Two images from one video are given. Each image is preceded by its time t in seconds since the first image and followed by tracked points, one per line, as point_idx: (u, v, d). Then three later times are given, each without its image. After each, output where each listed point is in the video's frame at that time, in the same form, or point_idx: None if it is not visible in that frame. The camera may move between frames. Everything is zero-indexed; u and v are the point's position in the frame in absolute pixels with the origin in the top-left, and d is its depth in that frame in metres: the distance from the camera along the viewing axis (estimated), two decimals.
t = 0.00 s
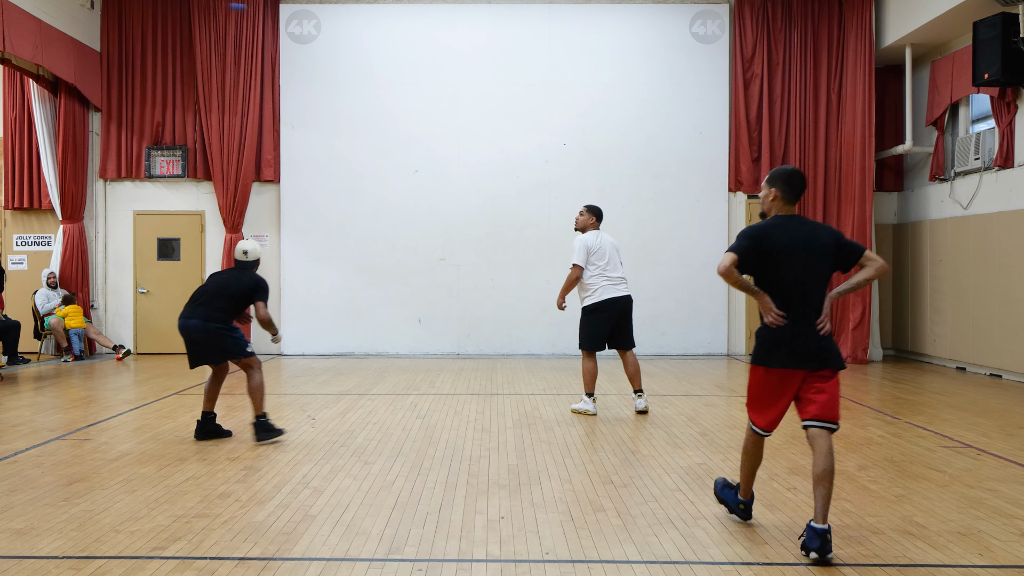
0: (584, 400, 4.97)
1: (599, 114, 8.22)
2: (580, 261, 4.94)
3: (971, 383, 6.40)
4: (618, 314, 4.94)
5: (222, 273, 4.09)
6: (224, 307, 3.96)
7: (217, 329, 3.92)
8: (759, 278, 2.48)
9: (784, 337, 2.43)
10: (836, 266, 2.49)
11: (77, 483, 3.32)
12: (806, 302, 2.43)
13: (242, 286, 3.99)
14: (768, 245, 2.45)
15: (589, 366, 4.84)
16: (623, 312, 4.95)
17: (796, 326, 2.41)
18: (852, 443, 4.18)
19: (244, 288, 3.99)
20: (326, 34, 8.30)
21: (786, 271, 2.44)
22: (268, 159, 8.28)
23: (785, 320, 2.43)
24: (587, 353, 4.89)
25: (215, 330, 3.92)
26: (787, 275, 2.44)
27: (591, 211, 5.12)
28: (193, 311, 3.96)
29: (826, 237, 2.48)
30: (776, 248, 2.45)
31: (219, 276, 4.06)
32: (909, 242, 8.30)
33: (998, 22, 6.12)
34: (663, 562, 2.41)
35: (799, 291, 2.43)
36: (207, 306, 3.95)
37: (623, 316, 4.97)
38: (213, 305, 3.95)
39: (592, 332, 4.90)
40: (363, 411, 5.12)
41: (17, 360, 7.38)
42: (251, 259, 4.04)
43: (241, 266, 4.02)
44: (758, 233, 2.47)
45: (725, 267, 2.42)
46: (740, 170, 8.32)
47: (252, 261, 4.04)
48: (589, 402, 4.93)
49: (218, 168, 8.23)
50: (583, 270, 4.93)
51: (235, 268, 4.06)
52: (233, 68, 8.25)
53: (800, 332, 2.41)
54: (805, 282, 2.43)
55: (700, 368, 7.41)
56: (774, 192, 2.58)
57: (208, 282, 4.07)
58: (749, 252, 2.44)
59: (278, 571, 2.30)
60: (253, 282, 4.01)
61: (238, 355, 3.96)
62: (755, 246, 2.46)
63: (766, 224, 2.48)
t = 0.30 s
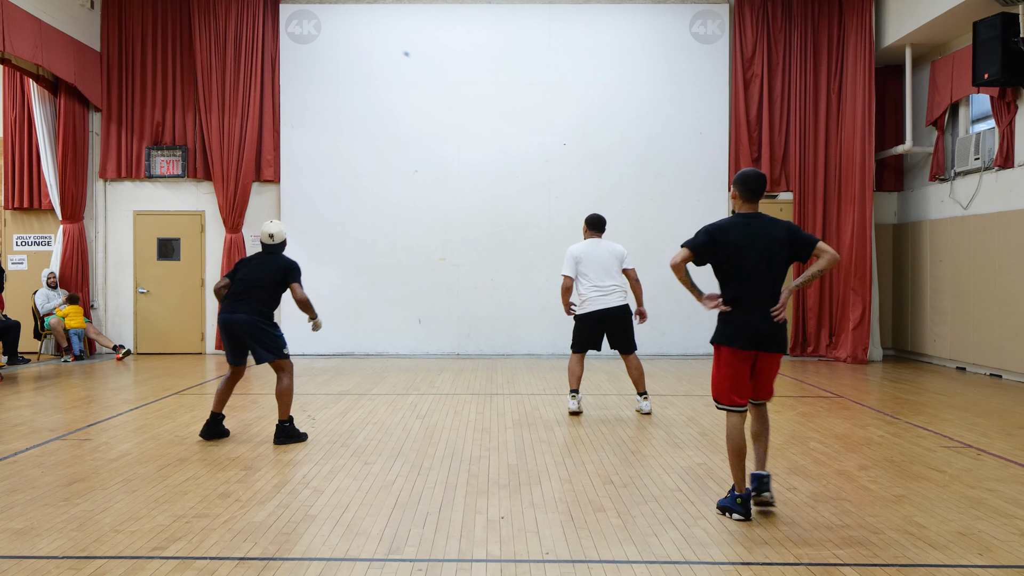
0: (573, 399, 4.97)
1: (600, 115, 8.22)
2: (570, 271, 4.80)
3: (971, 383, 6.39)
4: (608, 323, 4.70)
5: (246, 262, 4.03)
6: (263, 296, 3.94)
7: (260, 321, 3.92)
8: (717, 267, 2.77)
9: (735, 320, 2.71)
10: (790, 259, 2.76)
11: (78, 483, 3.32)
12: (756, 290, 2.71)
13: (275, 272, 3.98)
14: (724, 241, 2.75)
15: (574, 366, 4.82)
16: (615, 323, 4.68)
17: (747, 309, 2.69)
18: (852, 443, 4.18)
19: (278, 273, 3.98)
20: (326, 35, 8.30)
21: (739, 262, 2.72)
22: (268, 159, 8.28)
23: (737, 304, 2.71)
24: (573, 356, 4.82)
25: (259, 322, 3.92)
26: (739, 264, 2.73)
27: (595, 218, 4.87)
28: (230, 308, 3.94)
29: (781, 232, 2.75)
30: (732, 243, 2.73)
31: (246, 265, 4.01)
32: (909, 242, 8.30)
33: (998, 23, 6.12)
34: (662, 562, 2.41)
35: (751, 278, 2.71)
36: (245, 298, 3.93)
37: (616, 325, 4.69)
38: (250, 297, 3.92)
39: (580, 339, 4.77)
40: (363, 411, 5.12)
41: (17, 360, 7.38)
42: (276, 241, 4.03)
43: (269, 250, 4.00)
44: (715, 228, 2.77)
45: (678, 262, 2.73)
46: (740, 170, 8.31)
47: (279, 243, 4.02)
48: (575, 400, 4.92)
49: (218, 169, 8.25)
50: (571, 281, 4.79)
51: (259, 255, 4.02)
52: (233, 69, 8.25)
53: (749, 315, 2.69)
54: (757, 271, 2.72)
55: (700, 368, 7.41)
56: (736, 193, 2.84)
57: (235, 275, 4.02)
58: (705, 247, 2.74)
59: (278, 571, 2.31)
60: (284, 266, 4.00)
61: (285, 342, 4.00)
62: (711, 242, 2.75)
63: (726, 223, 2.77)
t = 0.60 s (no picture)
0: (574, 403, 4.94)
1: (600, 114, 8.22)
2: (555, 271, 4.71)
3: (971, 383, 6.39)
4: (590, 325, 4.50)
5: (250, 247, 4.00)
6: (276, 281, 3.95)
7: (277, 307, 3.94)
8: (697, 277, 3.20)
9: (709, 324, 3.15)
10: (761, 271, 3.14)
11: (77, 483, 3.32)
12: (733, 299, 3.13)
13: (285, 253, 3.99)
14: (706, 253, 3.18)
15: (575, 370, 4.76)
16: (599, 323, 4.48)
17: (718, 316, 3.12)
18: (852, 443, 4.18)
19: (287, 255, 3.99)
20: (326, 35, 8.31)
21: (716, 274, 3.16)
22: (269, 159, 8.27)
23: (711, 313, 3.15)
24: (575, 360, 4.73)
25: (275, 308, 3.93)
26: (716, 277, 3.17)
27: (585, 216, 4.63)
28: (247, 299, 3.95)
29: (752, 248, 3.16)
30: (712, 256, 3.17)
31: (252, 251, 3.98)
32: (909, 242, 8.30)
33: (998, 22, 6.12)
34: (663, 562, 2.41)
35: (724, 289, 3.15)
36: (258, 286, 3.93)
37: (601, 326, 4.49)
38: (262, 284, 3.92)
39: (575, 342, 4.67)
40: (363, 411, 5.12)
41: (17, 360, 7.38)
42: (281, 216, 4.05)
43: (274, 228, 3.99)
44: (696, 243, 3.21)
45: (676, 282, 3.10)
46: (740, 170, 8.31)
47: (284, 218, 4.05)
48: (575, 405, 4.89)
49: (218, 169, 8.25)
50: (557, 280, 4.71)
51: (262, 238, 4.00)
52: (233, 69, 8.25)
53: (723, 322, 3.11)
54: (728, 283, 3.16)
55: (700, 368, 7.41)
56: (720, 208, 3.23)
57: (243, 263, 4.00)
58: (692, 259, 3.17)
59: (278, 571, 2.30)
60: (294, 245, 4.01)
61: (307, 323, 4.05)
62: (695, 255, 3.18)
63: (709, 236, 3.20)
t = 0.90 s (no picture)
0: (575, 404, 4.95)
1: (600, 114, 8.23)
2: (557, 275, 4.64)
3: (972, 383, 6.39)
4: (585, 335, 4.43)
5: (245, 246, 3.99)
6: (278, 278, 3.94)
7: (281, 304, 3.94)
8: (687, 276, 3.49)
9: (698, 321, 3.43)
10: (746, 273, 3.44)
11: (77, 483, 3.32)
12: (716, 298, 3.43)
13: (281, 247, 3.96)
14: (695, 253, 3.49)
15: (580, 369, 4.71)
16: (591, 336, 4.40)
17: (705, 313, 3.41)
18: (852, 443, 4.18)
19: (285, 248, 3.96)
20: (326, 35, 8.31)
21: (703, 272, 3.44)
22: (269, 159, 8.26)
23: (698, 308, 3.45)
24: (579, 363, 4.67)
25: (282, 306, 3.95)
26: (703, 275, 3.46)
27: (591, 221, 4.46)
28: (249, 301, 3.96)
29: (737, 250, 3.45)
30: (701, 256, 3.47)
31: (248, 249, 3.97)
32: (909, 243, 8.29)
33: (998, 22, 6.12)
34: (663, 562, 2.41)
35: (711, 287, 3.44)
36: (261, 284, 3.93)
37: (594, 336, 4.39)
38: (265, 283, 3.93)
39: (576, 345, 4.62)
40: (363, 411, 5.12)
41: (17, 360, 7.38)
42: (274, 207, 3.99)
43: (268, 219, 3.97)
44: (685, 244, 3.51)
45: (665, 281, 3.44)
46: (740, 169, 8.31)
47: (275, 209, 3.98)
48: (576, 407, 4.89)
49: (218, 169, 8.24)
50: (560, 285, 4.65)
51: (255, 234, 3.97)
52: (233, 68, 8.24)
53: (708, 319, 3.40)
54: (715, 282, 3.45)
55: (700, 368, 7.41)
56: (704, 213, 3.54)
57: (242, 264, 4.01)
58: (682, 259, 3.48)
59: (278, 571, 2.31)
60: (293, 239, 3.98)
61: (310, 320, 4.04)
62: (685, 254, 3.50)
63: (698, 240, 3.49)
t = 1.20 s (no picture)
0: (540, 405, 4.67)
1: (600, 114, 8.22)
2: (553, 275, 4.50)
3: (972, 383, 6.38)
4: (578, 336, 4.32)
5: (254, 244, 3.95)
6: (292, 278, 3.94)
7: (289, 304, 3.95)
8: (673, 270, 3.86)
9: (683, 313, 3.77)
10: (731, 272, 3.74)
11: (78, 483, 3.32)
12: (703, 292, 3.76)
13: (294, 246, 3.94)
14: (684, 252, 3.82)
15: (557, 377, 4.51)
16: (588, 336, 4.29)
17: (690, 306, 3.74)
18: (852, 443, 4.18)
19: (296, 249, 3.94)
20: (326, 35, 8.32)
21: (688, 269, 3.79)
22: (268, 160, 8.25)
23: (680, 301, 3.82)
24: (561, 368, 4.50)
25: (290, 306, 3.95)
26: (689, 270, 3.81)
27: (592, 218, 4.31)
28: (260, 301, 3.98)
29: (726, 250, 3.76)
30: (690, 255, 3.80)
31: (257, 248, 3.94)
32: (909, 242, 8.29)
33: (998, 23, 6.13)
34: (663, 562, 2.41)
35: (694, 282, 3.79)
36: (269, 284, 3.95)
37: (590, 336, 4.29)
38: (273, 283, 3.94)
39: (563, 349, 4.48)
40: (363, 411, 5.12)
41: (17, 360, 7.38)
42: (281, 204, 3.96)
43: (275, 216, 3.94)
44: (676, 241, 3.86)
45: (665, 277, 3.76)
46: (740, 170, 8.31)
47: (283, 206, 3.95)
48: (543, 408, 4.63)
49: (218, 169, 8.24)
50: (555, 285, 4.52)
51: (264, 234, 3.91)
52: (233, 68, 8.24)
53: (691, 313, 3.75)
54: (698, 278, 3.81)
55: (700, 368, 7.41)
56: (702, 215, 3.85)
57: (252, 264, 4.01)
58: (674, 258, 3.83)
59: (278, 571, 2.31)
60: (306, 239, 3.96)
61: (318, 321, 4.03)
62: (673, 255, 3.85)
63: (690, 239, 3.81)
